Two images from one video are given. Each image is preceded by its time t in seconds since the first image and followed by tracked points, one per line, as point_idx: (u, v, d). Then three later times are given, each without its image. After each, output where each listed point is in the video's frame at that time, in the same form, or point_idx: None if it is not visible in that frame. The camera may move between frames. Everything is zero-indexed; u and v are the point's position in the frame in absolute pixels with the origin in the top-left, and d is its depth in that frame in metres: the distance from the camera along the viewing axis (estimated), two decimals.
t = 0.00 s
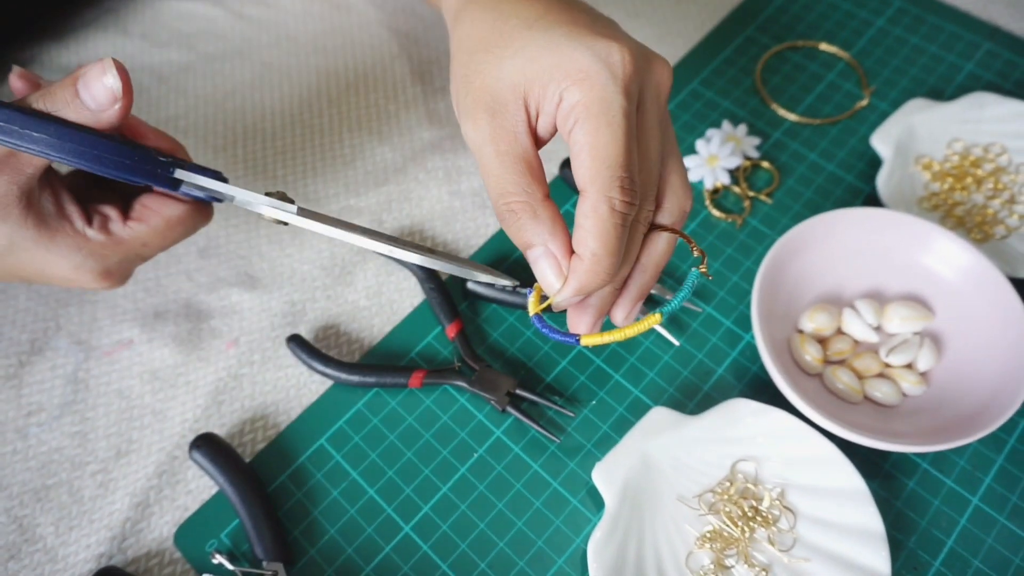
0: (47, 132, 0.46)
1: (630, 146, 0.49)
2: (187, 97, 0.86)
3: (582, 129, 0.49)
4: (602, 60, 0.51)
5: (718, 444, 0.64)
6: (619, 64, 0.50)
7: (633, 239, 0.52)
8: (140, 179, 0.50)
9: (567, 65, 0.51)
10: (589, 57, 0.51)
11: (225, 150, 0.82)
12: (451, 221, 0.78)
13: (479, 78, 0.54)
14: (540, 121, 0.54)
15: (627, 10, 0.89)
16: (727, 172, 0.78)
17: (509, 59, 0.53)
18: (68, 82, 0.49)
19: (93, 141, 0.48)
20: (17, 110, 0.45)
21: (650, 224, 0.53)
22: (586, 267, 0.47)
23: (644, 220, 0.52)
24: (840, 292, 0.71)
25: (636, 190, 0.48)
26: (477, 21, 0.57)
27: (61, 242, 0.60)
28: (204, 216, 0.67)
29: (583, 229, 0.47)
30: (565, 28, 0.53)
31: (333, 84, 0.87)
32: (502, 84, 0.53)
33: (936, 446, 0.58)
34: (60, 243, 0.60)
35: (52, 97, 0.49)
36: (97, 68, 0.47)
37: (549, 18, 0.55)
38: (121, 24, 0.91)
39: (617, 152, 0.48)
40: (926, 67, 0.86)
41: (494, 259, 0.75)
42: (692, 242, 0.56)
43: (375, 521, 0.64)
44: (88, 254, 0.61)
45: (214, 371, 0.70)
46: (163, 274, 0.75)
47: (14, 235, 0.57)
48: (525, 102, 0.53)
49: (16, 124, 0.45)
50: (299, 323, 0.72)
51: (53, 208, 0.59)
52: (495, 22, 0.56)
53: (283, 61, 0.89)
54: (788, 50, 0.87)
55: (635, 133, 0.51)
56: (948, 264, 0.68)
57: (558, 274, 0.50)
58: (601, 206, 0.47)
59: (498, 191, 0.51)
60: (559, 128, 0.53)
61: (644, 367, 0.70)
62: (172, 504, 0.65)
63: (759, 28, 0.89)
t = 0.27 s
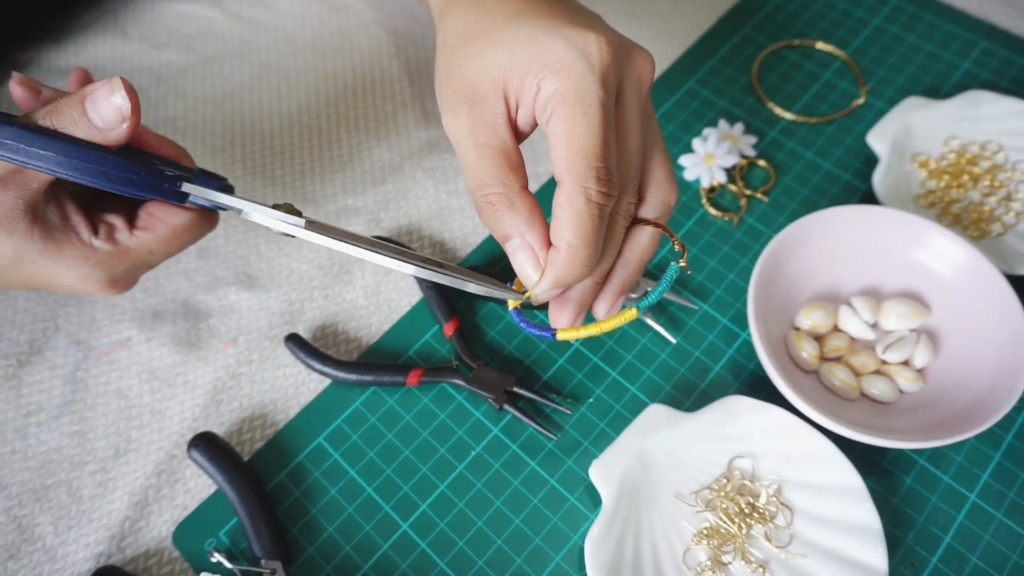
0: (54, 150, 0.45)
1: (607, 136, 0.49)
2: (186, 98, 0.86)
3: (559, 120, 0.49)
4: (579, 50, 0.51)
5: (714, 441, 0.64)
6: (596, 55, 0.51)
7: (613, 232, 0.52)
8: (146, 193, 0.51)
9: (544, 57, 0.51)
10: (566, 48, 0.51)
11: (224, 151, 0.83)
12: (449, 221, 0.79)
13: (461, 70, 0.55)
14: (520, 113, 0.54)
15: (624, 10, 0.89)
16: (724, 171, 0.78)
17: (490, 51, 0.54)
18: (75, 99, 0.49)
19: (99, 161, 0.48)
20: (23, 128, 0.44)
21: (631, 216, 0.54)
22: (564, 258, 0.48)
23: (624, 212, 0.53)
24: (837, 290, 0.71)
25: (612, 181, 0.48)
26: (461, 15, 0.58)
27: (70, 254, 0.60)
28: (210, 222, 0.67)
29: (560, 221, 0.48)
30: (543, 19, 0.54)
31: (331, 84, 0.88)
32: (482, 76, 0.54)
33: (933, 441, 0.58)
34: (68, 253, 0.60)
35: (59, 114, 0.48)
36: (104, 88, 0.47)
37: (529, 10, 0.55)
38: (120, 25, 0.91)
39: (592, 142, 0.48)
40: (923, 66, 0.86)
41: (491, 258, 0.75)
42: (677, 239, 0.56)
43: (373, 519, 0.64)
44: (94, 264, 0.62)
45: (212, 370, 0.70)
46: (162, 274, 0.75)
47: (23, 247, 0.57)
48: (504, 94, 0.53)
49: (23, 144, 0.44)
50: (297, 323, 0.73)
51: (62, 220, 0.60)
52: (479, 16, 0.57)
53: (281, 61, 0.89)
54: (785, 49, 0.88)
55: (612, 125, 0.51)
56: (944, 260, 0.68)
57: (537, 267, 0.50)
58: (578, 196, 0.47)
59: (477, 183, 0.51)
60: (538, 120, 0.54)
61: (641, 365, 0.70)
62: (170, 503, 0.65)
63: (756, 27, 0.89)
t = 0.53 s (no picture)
0: (67, 148, 0.45)
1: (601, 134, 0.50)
2: (188, 94, 0.87)
3: (555, 118, 0.50)
4: (575, 48, 0.51)
5: (715, 434, 0.65)
6: (592, 53, 0.51)
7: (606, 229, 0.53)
8: (156, 192, 0.50)
9: (540, 55, 0.52)
10: (563, 47, 0.51)
11: (226, 146, 0.83)
12: (451, 216, 0.79)
13: (459, 68, 0.55)
14: (517, 111, 0.55)
15: (625, 6, 0.89)
16: (725, 166, 0.79)
17: (487, 50, 0.54)
18: (89, 99, 0.49)
19: (111, 160, 0.47)
20: (36, 125, 0.44)
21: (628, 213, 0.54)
22: (557, 255, 0.48)
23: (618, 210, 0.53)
24: (838, 284, 0.72)
25: (606, 179, 0.49)
26: (460, 13, 0.58)
27: (78, 251, 0.60)
28: (217, 220, 0.67)
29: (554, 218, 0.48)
30: (541, 17, 0.54)
31: (333, 80, 0.88)
32: (479, 74, 0.54)
33: (932, 434, 0.58)
34: (76, 249, 0.60)
35: (73, 113, 0.49)
36: (118, 89, 0.47)
37: (527, 7, 0.55)
38: (123, 22, 0.92)
39: (586, 140, 0.48)
40: (923, 62, 0.87)
41: (493, 253, 0.76)
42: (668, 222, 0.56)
43: (375, 511, 0.64)
44: (103, 259, 0.62)
45: (215, 363, 0.71)
46: (165, 269, 0.75)
47: (33, 243, 0.58)
48: (500, 93, 0.53)
49: (36, 142, 0.44)
50: (300, 317, 0.73)
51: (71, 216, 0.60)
52: (477, 14, 0.57)
53: (283, 58, 0.90)
54: (785, 46, 0.88)
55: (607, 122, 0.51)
56: (943, 255, 0.68)
57: (532, 263, 0.50)
58: (572, 194, 0.48)
59: (474, 180, 0.52)
60: (534, 118, 0.54)
61: (642, 358, 0.71)
62: (173, 495, 0.65)
63: (756, 24, 0.89)
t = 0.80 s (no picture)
0: (74, 146, 0.45)
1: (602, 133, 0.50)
2: (190, 89, 0.87)
3: (557, 116, 0.50)
4: (578, 47, 0.51)
5: (714, 428, 0.65)
6: (595, 52, 0.51)
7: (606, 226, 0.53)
8: (163, 187, 0.51)
9: (542, 54, 0.52)
10: (566, 45, 0.52)
11: (229, 141, 0.83)
12: (452, 211, 0.79)
13: (462, 65, 0.56)
14: (519, 109, 0.55)
15: (626, 3, 0.89)
16: (725, 163, 0.79)
17: (489, 48, 0.55)
18: (103, 100, 0.49)
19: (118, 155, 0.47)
20: (44, 122, 0.44)
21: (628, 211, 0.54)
22: (557, 250, 0.48)
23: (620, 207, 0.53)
24: (837, 280, 0.72)
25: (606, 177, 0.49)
26: (463, 8, 0.58)
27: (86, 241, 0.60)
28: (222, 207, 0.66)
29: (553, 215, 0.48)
30: (544, 15, 0.54)
31: (335, 77, 0.88)
32: (483, 71, 0.55)
33: (930, 429, 0.59)
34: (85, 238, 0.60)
35: (86, 112, 0.49)
36: (131, 95, 0.47)
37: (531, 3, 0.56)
38: (126, 18, 0.92)
39: (586, 138, 0.49)
40: (923, 60, 0.87)
41: (494, 248, 0.76)
42: (669, 223, 0.57)
43: (376, 504, 0.65)
44: (113, 247, 0.62)
45: (217, 357, 0.71)
46: (167, 263, 0.76)
47: (45, 232, 0.58)
48: (503, 90, 0.54)
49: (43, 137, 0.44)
50: (301, 311, 0.73)
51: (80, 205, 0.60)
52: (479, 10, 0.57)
53: (285, 54, 0.90)
54: (786, 43, 0.88)
55: (608, 120, 0.51)
56: (943, 250, 0.69)
57: (533, 258, 0.51)
58: (571, 190, 0.48)
59: (477, 176, 0.52)
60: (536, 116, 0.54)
61: (642, 353, 0.71)
62: (175, 487, 0.66)
63: (757, 21, 0.90)
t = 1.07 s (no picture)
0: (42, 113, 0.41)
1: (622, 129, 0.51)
2: (191, 88, 0.87)
3: (581, 110, 0.51)
4: (604, 44, 0.53)
5: (716, 425, 0.65)
6: (622, 51, 0.53)
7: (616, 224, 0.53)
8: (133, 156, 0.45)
9: (568, 47, 0.53)
10: (593, 40, 0.53)
11: (230, 141, 0.84)
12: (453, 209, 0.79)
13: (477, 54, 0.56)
14: (537, 98, 0.56)
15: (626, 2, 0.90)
16: (726, 160, 0.79)
17: (509, 38, 0.55)
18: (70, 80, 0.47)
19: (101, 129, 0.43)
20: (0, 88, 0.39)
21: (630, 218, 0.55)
22: (573, 241, 0.47)
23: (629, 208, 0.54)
24: (838, 277, 0.72)
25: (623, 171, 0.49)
26: None
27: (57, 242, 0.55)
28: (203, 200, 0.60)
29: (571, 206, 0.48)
30: (568, 11, 0.55)
31: (336, 76, 0.88)
32: (502, 59, 0.55)
33: (933, 424, 0.59)
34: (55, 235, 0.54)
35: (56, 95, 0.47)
36: (101, 67, 0.46)
37: None
38: (126, 18, 0.92)
39: (608, 134, 0.49)
40: (923, 57, 0.87)
41: (495, 246, 0.76)
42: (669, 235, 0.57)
43: (378, 502, 0.65)
44: (88, 245, 0.56)
45: (219, 355, 0.71)
46: (168, 262, 0.76)
47: (15, 232, 0.52)
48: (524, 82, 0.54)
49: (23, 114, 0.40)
50: (303, 309, 0.73)
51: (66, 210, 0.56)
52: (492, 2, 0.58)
53: (285, 53, 0.90)
54: (786, 41, 0.88)
55: (627, 118, 0.53)
56: (943, 247, 0.69)
57: (545, 248, 0.51)
58: (592, 182, 0.48)
59: (488, 167, 0.51)
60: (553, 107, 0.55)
61: (644, 350, 0.71)
62: (178, 486, 0.66)
63: (758, 19, 0.90)
